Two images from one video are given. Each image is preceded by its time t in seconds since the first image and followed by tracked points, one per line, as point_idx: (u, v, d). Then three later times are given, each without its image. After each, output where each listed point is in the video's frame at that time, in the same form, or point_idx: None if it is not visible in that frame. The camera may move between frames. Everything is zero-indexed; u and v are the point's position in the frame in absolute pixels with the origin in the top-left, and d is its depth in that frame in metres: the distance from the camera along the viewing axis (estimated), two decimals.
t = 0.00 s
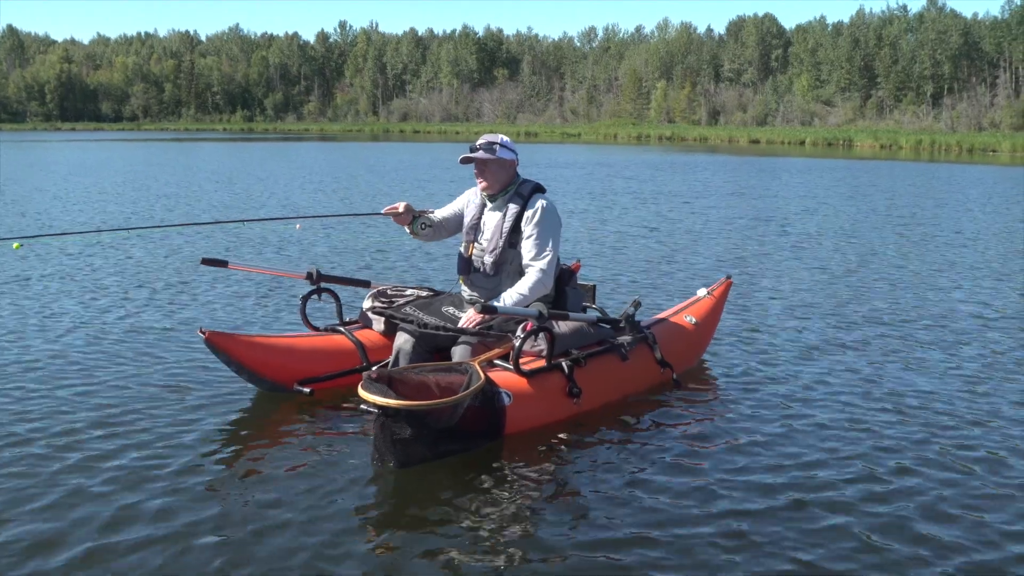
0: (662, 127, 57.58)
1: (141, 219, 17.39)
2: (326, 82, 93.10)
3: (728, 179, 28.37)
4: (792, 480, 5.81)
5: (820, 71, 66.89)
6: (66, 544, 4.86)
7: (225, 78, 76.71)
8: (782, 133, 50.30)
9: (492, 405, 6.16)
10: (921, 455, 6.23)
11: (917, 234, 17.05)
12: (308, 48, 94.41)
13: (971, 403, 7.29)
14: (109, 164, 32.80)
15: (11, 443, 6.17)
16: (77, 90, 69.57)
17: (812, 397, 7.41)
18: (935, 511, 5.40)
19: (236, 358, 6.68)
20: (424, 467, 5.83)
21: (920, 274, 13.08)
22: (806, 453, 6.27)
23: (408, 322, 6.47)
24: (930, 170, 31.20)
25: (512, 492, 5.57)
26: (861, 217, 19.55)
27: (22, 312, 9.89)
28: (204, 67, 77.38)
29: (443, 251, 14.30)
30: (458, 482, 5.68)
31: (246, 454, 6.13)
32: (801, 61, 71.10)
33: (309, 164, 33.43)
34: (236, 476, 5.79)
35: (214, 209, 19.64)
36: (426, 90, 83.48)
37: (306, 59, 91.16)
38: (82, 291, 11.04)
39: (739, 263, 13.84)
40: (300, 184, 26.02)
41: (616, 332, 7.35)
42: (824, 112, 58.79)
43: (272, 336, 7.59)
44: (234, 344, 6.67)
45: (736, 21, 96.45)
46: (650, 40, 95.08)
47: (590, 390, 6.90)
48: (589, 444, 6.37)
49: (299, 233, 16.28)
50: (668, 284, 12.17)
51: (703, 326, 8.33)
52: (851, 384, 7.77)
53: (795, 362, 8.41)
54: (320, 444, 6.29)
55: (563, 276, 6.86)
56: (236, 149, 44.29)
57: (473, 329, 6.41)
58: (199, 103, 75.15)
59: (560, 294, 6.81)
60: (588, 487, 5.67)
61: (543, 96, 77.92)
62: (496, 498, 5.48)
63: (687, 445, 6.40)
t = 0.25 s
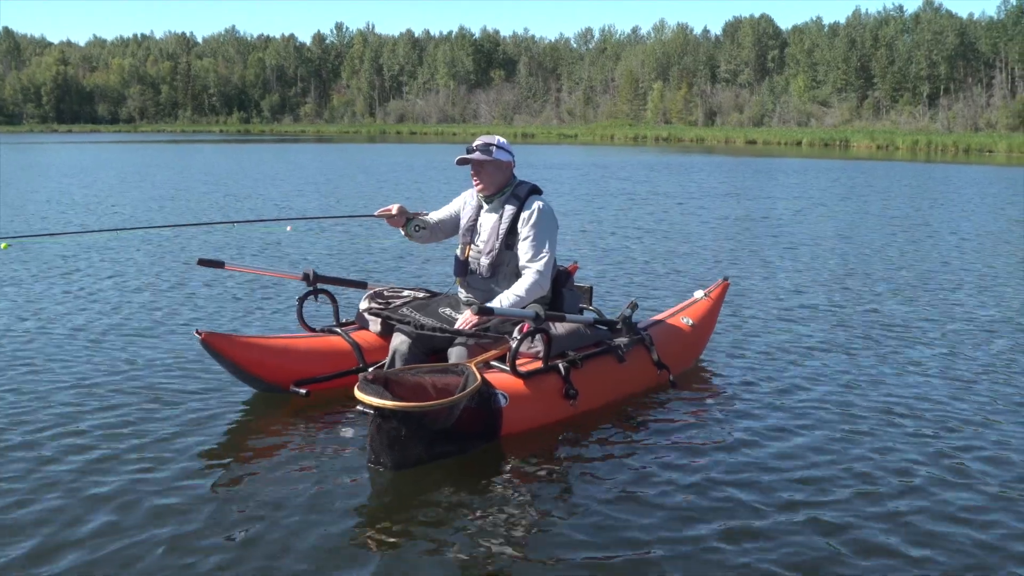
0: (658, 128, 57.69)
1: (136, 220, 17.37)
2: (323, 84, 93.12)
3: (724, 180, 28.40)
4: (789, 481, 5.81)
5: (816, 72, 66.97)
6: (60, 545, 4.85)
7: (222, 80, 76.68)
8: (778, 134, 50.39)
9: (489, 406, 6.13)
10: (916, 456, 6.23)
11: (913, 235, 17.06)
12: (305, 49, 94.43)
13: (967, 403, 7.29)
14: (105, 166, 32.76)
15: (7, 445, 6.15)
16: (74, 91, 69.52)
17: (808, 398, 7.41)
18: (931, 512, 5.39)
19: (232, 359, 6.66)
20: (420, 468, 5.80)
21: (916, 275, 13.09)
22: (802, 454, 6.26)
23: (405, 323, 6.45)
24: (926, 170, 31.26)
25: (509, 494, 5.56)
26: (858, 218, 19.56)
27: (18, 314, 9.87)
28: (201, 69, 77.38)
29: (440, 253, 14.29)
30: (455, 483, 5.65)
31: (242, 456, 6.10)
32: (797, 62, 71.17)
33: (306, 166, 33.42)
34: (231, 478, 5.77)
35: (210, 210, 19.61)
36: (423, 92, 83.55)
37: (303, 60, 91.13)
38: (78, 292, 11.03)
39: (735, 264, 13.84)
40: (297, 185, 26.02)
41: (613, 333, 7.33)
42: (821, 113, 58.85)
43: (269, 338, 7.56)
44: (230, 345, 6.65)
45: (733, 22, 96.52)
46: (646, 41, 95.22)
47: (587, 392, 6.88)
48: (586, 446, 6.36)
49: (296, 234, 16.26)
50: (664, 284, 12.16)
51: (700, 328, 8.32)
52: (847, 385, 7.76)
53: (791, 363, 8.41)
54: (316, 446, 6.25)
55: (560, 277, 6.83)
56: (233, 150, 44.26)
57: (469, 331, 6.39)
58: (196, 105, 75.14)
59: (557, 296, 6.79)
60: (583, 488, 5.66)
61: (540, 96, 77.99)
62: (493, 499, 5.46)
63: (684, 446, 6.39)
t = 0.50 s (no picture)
0: (655, 128, 57.68)
1: (132, 220, 17.34)
2: (320, 84, 93.04)
3: (722, 179, 28.41)
4: (785, 481, 5.81)
5: (813, 71, 67.01)
6: (55, 544, 4.84)
7: (218, 80, 76.58)
8: (776, 134, 50.41)
9: (485, 406, 6.13)
10: (912, 455, 6.25)
11: (909, 235, 17.07)
12: (302, 49, 94.36)
13: (964, 402, 7.30)
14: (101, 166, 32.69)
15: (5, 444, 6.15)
16: (71, 91, 69.40)
17: (805, 398, 7.41)
18: (927, 511, 5.39)
19: (228, 358, 6.65)
20: (417, 468, 5.80)
21: (912, 274, 13.10)
22: (798, 453, 6.27)
23: (402, 322, 6.44)
24: (923, 170, 31.28)
25: (506, 493, 5.56)
26: (855, 217, 19.57)
27: (15, 314, 9.85)
28: (197, 68, 77.28)
29: (437, 252, 14.29)
30: (451, 483, 5.65)
31: (238, 456, 6.10)
32: (794, 61, 71.21)
33: (302, 165, 33.39)
34: (228, 477, 5.77)
35: (206, 210, 19.58)
36: (420, 91, 83.49)
37: (299, 60, 91.04)
38: (74, 292, 11.00)
39: (732, 263, 13.86)
40: (294, 184, 26.01)
41: (611, 333, 7.33)
42: (817, 113, 58.89)
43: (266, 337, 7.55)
44: (227, 344, 6.65)
45: (729, 22, 96.59)
46: (643, 41, 95.23)
47: (584, 391, 6.88)
48: (583, 446, 6.36)
49: (293, 234, 16.23)
50: (661, 284, 12.16)
51: (698, 327, 8.32)
52: (843, 384, 7.77)
53: (788, 363, 8.41)
54: (313, 446, 6.25)
55: (557, 277, 6.83)
56: (229, 149, 44.22)
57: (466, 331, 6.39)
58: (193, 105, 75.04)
59: (554, 296, 6.78)
60: (580, 488, 5.66)
61: (536, 96, 77.98)
62: (489, 500, 5.46)
63: (680, 446, 6.39)
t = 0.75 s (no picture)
0: (652, 128, 57.69)
1: (129, 220, 17.31)
2: (317, 83, 92.97)
3: (719, 180, 28.42)
4: (781, 481, 5.80)
5: (810, 72, 67.07)
6: (50, 543, 4.82)
7: (216, 79, 76.49)
8: (773, 134, 50.43)
9: (482, 406, 6.12)
10: (910, 454, 6.25)
11: (906, 235, 17.09)
12: (299, 48, 94.27)
13: (959, 403, 7.29)
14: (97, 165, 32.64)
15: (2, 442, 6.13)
16: (67, 90, 69.27)
17: (801, 399, 7.39)
18: (925, 512, 5.38)
19: (224, 358, 6.63)
20: (413, 468, 5.78)
21: (909, 274, 13.11)
22: (795, 453, 6.25)
23: (399, 323, 6.44)
24: (920, 170, 31.30)
25: (502, 494, 5.55)
26: (852, 218, 19.59)
27: (11, 312, 9.83)
28: (194, 67, 77.17)
29: (434, 251, 14.28)
30: (447, 484, 5.63)
31: (234, 456, 6.08)
32: (791, 62, 71.29)
33: (299, 165, 33.35)
34: (225, 476, 5.75)
35: (203, 210, 19.56)
36: (417, 91, 83.45)
37: (297, 60, 90.98)
38: (69, 291, 10.97)
39: (729, 264, 13.87)
40: (291, 184, 25.99)
41: (607, 333, 7.32)
42: (814, 113, 58.94)
43: (262, 337, 7.53)
44: (223, 344, 6.63)
45: (726, 22, 96.66)
46: (640, 41, 95.24)
47: (581, 392, 6.87)
48: (580, 446, 6.34)
49: (289, 234, 16.21)
50: (658, 284, 12.16)
51: (695, 328, 8.31)
52: (839, 385, 7.76)
53: (784, 363, 8.41)
54: (310, 446, 6.24)
55: (555, 277, 6.82)
56: (226, 149, 44.17)
57: (463, 331, 6.38)
58: (190, 104, 74.94)
59: (551, 296, 6.76)
60: (577, 489, 5.64)
61: (534, 96, 77.98)
62: (486, 499, 5.45)
63: (677, 447, 6.38)
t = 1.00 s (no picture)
0: (649, 128, 57.73)
1: (124, 222, 17.28)
2: (314, 85, 92.95)
3: (715, 180, 28.43)
4: (777, 483, 5.80)
5: (807, 72, 67.11)
6: (46, 550, 4.81)
7: (212, 81, 76.42)
8: (769, 135, 50.49)
9: (478, 408, 6.10)
10: (906, 456, 6.25)
11: (903, 236, 17.09)
12: (296, 50, 94.28)
13: (955, 404, 7.29)
14: (93, 167, 32.60)
15: None
16: (64, 92, 69.22)
17: (797, 400, 7.38)
18: (918, 514, 5.37)
19: (220, 361, 6.61)
20: (409, 470, 5.77)
21: (905, 275, 13.10)
22: (791, 455, 6.24)
23: (395, 324, 6.42)
24: (916, 171, 31.34)
25: (498, 496, 5.53)
26: (848, 218, 19.60)
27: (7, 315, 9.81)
28: (191, 70, 77.14)
29: (430, 253, 14.27)
30: (443, 487, 5.61)
31: (229, 459, 6.06)
32: (788, 62, 71.32)
33: (295, 167, 33.35)
34: (220, 480, 5.73)
35: (198, 211, 19.55)
36: (414, 92, 83.47)
37: (293, 61, 90.95)
38: (64, 293, 10.96)
39: (726, 264, 13.87)
40: (287, 186, 25.97)
41: (604, 335, 7.30)
42: (811, 114, 58.97)
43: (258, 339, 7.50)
44: (218, 346, 6.61)
45: (723, 22, 96.67)
46: (637, 42, 95.28)
47: (578, 394, 6.85)
48: (576, 448, 6.33)
49: (286, 236, 16.20)
50: (655, 285, 12.16)
51: (692, 329, 8.29)
52: (836, 386, 7.75)
53: (780, 363, 8.40)
54: (305, 449, 6.21)
55: (551, 279, 6.80)
56: (223, 151, 44.13)
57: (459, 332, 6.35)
58: (187, 106, 74.89)
59: (547, 298, 6.74)
60: (573, 490, 5.64)
61: (531, 97, 78.02)
62: (481, 502, 5.43)
63: (673, 448, 6.36)
